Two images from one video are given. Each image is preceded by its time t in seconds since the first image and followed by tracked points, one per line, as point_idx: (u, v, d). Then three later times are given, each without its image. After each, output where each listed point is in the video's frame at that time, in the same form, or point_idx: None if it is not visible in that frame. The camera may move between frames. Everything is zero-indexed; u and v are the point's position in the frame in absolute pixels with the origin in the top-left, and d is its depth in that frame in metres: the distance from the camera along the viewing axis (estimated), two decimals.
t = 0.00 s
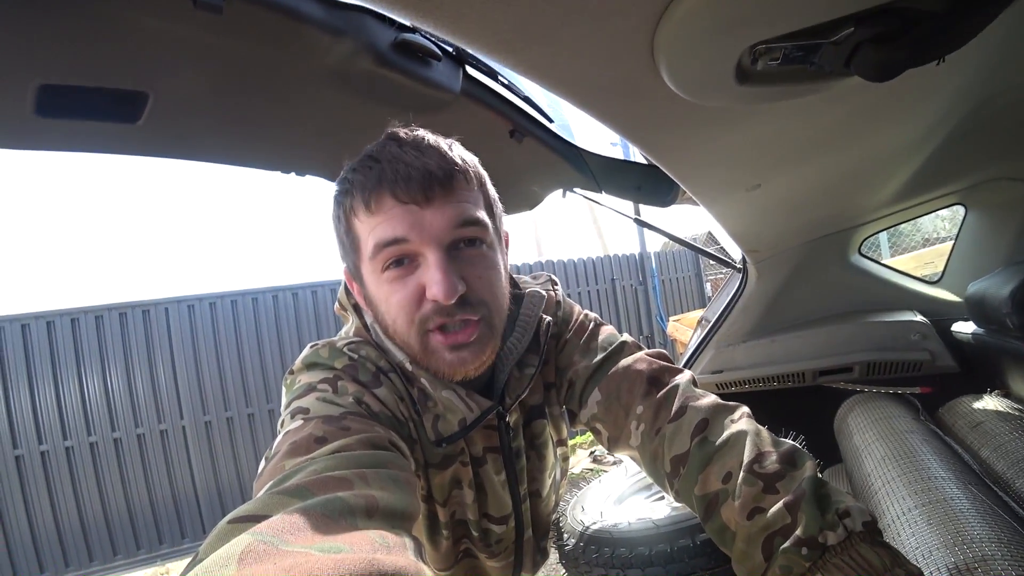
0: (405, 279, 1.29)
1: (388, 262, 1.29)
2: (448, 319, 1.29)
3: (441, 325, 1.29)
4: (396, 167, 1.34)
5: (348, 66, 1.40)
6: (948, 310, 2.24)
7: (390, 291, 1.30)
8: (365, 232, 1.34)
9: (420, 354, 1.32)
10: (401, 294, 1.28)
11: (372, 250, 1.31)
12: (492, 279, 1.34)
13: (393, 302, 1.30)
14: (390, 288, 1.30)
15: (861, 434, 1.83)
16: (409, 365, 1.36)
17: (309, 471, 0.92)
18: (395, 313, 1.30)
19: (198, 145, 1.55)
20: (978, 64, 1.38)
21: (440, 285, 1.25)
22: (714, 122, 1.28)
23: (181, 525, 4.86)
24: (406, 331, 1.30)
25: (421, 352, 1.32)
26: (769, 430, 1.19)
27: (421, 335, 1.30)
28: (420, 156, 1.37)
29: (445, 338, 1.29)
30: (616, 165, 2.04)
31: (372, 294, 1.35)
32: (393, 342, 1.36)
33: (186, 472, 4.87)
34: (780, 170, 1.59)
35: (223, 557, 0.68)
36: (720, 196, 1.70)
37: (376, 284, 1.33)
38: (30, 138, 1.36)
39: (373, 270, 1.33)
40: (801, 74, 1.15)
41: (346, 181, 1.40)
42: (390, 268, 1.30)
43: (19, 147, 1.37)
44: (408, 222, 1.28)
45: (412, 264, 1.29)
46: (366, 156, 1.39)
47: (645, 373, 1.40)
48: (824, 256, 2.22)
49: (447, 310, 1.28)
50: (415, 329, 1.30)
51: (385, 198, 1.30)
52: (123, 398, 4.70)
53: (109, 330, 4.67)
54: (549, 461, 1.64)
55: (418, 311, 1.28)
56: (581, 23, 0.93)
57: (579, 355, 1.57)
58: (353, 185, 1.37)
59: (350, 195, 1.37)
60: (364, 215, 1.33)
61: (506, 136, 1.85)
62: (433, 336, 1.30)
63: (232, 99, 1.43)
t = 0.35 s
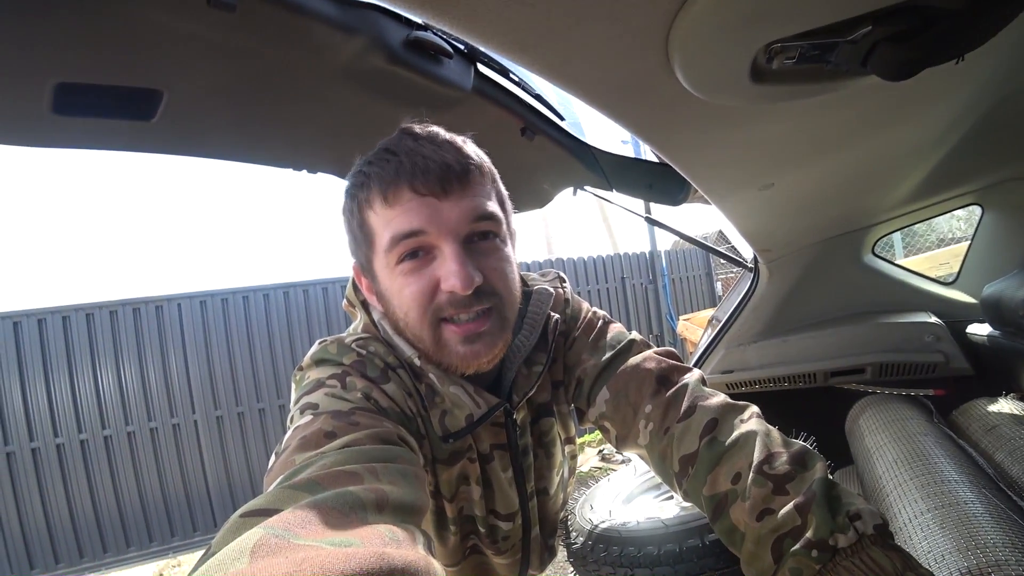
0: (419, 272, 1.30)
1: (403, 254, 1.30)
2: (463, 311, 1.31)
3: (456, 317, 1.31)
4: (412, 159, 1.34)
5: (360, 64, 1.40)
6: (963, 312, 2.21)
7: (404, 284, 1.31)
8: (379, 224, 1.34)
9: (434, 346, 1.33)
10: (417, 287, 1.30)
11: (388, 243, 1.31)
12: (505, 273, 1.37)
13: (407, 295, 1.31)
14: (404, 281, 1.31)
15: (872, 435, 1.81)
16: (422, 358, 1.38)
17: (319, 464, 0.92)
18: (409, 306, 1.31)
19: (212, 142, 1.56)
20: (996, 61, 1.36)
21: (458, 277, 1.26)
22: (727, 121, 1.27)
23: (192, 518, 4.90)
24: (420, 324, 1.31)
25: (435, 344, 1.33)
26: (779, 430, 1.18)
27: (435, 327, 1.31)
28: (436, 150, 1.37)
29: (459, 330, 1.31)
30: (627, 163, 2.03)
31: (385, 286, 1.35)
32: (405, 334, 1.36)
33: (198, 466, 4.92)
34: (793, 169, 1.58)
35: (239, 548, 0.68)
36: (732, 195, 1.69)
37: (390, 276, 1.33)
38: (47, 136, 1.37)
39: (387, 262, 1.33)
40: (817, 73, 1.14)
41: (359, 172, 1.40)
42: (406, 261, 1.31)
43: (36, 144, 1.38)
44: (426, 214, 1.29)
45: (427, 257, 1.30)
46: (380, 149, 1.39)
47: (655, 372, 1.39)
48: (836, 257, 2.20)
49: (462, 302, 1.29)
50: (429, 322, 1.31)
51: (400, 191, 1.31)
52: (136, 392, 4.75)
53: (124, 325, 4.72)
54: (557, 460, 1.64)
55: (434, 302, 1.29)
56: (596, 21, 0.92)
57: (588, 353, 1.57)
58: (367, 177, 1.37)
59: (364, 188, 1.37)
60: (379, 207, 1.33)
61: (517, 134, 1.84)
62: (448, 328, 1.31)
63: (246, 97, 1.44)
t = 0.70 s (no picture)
0: (496, 250, 1.37)
1: (482, 231, 1.36)
2: (531, 295, 1.38)
3: (525, 300, 1.38)
4: (498, 144, 1.41)
5: (365, 64, 1.40)
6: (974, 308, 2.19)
7: (479, 259, 1.37)
8: (457, 201, 1.38)
9: (497, 328, 1.37)
10: (494, 266, 1.36)
11: (468, 219, 1.36)
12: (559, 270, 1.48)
13: (481, 271, 1.36)
14: (481, 257, 1.37)
15: (882, 433, 1.80)
16: (476, 337, 1.41)
17: (327, 462, 0.92)
18: (482, 282, 1.37)
19: (218, 143, 1.57)
20: (1006, 55, 1.35)
21: (541, 259, 1.34)
22: (733, 117, 1.26)
23: (203, 517, 4.94)
24: (490, 300, 1.37)
25: (499, 325, 1.37)
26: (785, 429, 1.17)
27: (503, 306, 1.37)
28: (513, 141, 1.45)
29: (523, 311, 1.38)
30: (633, 161, 2.03)
31: (454, 262, 1.39)
32: (466, 313, 1.40)
33: (208, 465, 4.95)
34: (799, 164, 1.57)
35: (245, 544, 0.68)
36: (738, 192, 1.68)
37: (463, 253, 1.38)
38: (55, 138, 1.38)
39: (458, 239, 1.38)
40: (822, 67, 1.13)
41: (432, 148, 1.43)
42: (485, 239, 1.36)
43: (45, 145, 1.39)
44: (513, 197, 1.37)
45: (505, 237, 1.37)
46: (455, 128, 1.43)
47: (660, 370, 1.39)
48: (845, 253, 2.19)
49: (533, 284, 1.37)
50: (497, 298, 1.37)
51: (489, 171, 1.38)
52: (147, 392, 4.79)
53: (135, 325, 4.76)
54: (563, 457, 1.63)
55: (509, 282, 1.36)
56: (602, 16, 0.92)
57: (594, 350, 1.57)
58: (445, 154, 1.41)
59: (441, 164, 1.41)
60: (462, 185, 1.38)
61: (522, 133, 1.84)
62: (514, 310, 1.38)
63: (252, 97, 1.44)
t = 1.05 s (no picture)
0: (522, 256, 1.38)
1: (510, 237, 1.36)
2: (552, 302, 1.42)
3: (546, 306, 1.41)
4: (527, 151, 1.41)
5: (365, 68, 1.41)
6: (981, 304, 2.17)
7: (506, 265, 1.37)
8: (485, 205, 1.38)
9: (517, 332, 1.41)
10: (520, 273, 1.38)
11: (496, 225, 1.36)
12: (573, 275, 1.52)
13: (507, 276, 1.38)
14: (507, 262, 1.38)
15: (889, 430, 1.79)
16: (495, 339, 1.44)
17: (332, 460, 0.92)
18: (506, 286, 1.38)
19: (219, 149, 1.57)
20: (1008, 48, 1.34)
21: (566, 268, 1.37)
22: (732, 114, 1.26)
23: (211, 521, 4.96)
24: (514, 305, 1.39)
25: (520, 330, 1.41)
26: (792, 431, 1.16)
27: (524, 311, 1.40)
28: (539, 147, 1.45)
29: (543, 317, 1.42)
30: (636, 160, 2.02)
31: (479, 266, 1.40)
32: (488, 317, 1.42)
33: (215, 470, 4.97)
34: (801, 161, 1.56)
35: (246, 541, 0.68)
36: (740, 190, 1.67)
37: (489, 258, 1.38)
38: (57, 146, 1.38)
39: (485, 242, 1.38)
40: (820, 63, 1.13)
41: (462, 150, 1.42)
42: (512, 246, 1.37)
43: (49, 153, 1.40)
44: (541, 206, 1.37)
45: (530, 244, 1.38)
46: (484, 132, 1.42)
47: (666, 371, 1.39)
48: (850, 249, 2.17)
49: (554, 290, 1.40)
50: (520, 303, 1.39)
51: (517, 177, 1.37)
52: (155, 397, 4.81)
53: (142, 330, 4.78)
54: (569, 457, 1.63)
55: (533, 289, 1.38)
56: (599, 15, 0.92)
57: (599, 352, 1.56)
58: (474, 157, 1.40)
59: (470, 167, 1.40)
60: (492, 190, 1.37)
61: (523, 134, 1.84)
62: (535, 316, 1.41)
63: (252, 103, 1.44)
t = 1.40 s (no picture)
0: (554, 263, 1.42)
1: (547, 243, 1.40)
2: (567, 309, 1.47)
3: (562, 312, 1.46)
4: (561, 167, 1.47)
5: (362, 75, 1.41)
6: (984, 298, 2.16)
7: (538, 269, 1.40)
8: (524, 210, 1.40)
9: (536, 333, 1.43)
10: (549, 279, 1.42)
11: (535, 230, 1.39)
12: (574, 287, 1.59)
13: (539, 279, 1.41)
14: (541, 267, 1.41)
15: (892, 426, 1.79)
16: (516, 336, 1.44)
17: (336, 463, 0.91)
18: (537, 289, 1.41)
19: (217, 158, 1.57)
20: (1003, 41, 1.34)
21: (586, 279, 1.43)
22: (728, 113, 1.26)
23: (216, 528, 4.96)
24: (543, 307, 1.42)
25: (539, 332, 1.43)
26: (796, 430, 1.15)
27: (549, 314, 1.43)
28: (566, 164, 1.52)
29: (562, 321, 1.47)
30: (634, 161, 2.02)
31: (512, 266, 1.41)
32: (512, 316, 1.43)
33: (220, 477, 4.97)
34: (798, 159, 1.56)
35: (252, 545, 0.68)
36: (739, 189, 1.67)
37: (523, 260, 1.40)
38: (55, 158, 1.39)
39: (521, 246, 1.40)
40: (817, 60, 1.13)
41: (504, 153, 1.44)
42: (546, 253, 1.41)
43: (48, 164, 1.40)
44: (572, 219, 1.43)
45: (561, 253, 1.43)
46: (524, 140, 1.45)
47: (669, 371, 1.38)
48: (851, 246, 2.17)
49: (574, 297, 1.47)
50: (547, 306, 1.43)
51: (556, 189, 1.43)
52: (159, 405, 4.81)
53: (144, 338, 4.79)
54: (572, 458, 1.63)
55: (557, 295, 1.43)
56: (595, 17, 0.92)
57: (602, 352, 1.56)
58: (516, 161, 1.42)
59: (512, 170, 1.42)
60: (533, 197, 1.40)
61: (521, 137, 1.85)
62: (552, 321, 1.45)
63: (249, 111, 1.45)
